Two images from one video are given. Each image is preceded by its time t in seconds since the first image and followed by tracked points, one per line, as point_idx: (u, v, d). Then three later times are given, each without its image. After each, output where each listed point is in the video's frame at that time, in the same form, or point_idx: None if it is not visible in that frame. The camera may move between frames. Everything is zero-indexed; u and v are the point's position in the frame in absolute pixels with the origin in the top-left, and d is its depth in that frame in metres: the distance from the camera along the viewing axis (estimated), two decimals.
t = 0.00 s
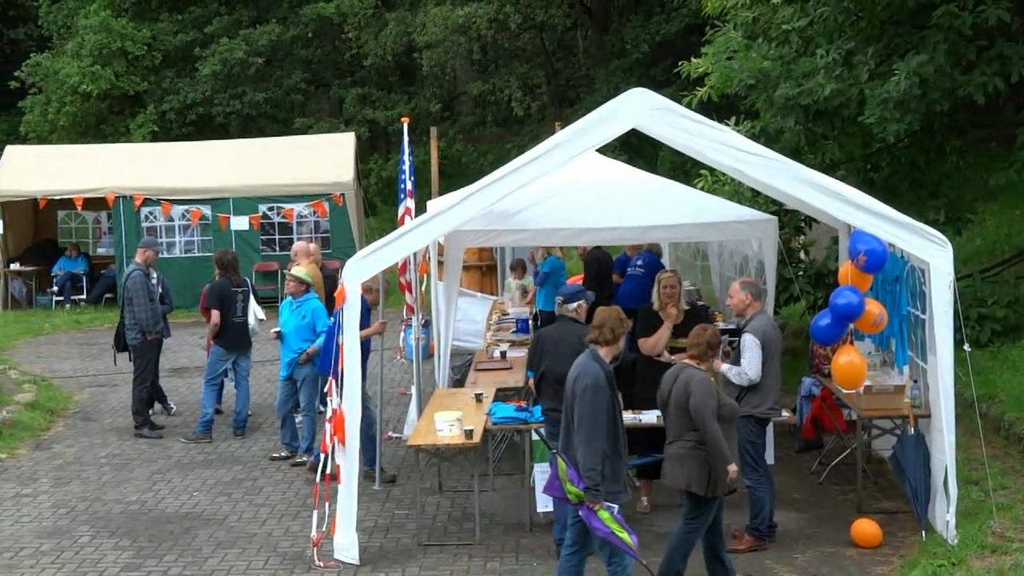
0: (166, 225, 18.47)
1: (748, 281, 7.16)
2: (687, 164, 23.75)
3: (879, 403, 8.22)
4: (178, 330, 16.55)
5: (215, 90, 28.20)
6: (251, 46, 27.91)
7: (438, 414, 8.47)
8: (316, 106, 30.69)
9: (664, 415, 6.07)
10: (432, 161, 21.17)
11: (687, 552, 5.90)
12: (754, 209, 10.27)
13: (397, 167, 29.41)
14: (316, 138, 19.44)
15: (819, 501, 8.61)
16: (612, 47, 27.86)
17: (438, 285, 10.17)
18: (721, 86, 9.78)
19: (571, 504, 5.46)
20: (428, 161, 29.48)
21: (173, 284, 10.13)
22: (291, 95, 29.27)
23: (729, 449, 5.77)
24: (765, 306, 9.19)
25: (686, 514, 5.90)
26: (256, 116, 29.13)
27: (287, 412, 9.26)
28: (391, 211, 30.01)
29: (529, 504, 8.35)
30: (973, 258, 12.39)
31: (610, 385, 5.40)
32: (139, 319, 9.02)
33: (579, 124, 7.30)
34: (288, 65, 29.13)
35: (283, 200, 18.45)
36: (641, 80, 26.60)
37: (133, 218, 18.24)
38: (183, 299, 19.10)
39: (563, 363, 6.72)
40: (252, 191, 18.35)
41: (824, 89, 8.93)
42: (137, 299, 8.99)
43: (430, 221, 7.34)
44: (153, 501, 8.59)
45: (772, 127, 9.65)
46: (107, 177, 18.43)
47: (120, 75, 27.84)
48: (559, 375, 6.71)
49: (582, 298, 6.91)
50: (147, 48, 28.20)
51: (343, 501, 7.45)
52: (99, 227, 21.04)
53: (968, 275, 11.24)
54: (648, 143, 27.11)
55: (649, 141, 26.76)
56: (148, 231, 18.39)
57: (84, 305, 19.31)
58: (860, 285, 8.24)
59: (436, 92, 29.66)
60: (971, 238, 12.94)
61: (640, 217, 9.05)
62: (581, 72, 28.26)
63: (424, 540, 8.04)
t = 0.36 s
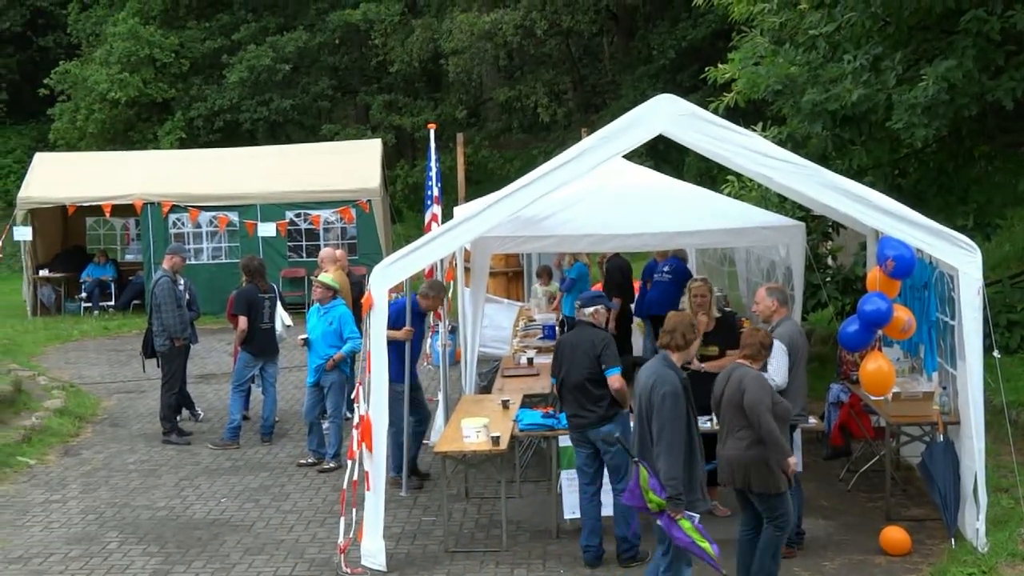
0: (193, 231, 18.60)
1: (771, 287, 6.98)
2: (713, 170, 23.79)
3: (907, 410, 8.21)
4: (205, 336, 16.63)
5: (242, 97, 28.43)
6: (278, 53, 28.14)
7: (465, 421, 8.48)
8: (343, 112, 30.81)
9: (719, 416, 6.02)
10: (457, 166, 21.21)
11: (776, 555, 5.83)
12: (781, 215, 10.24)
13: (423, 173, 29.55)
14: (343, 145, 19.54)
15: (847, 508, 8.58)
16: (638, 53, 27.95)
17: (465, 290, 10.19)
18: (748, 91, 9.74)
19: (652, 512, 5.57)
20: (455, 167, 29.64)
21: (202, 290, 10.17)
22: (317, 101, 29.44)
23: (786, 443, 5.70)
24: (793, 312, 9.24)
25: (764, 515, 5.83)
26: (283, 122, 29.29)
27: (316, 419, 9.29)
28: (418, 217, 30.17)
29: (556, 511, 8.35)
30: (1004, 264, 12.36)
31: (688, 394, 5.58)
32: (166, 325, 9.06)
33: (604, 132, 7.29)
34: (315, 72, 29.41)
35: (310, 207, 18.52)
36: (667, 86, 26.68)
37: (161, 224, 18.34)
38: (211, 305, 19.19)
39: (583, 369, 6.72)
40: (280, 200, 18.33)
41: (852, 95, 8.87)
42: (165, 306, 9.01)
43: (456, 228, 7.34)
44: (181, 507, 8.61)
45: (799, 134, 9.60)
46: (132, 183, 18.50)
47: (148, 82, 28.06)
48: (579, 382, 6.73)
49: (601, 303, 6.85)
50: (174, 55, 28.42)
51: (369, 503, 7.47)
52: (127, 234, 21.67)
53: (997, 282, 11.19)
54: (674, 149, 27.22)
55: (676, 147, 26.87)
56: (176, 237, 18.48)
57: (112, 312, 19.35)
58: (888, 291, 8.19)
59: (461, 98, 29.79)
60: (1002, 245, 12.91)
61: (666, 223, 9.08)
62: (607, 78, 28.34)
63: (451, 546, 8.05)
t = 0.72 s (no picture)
0: (222, 238, 18.73)
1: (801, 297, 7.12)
2: (741, 177, 23.79)
3: (938, 418, 8.14)
4: (232, 343, 16.70)
5: (270, 105, 28.54)
6: (306, 61, 28.23)
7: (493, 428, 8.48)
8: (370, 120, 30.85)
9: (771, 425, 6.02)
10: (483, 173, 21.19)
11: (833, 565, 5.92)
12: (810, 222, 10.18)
13: (450, 181, 29.64)
14: (370, 153, 19.55)
15: (876, 517, 8.52)
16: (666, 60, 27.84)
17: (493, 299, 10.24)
18: (776, 98, 9.68)
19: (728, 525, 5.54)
20: (482, 174, 29.74)
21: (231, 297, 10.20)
22: (345, 109, 29.49)
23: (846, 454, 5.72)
24: (823, 321, 9.24)
25: (813, 531, 5.91)
26: (310, 129, 29.40)
27: (344, 427, 9.31)
28: (445, 225, 30.26)
29: (583, 519, 8.33)
30: None
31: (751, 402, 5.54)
32: (195, 332, 9.08)
33: (633, 139, 7.25)
34: (343, 80, 29.50)
35: (338, 213, 18.53)
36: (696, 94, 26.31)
37: (189, 232, 18.51)
38: (240, 312, 19.27)
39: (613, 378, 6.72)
40: (307, 206, 18.46)
41: (881, 102, 8.77)
42: (194, 312, 9.03)
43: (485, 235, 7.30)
44: (209, 514, 8.63)
45: (828, 141, 9.55)
46: (159, 192, 18.60)
47: (177, 90, 28.32)
48: (610, 390, 6.74)
49: (632, 308, 6.82)
50: (203, 62, 28.68)
51: (395, 511, 7.39)
52: (156, 241, 21.70)
53: None
54: (702, 156, 27.16)
55: (704, 154, 26.80)
56: (204, 244, 18.66)
57: (140, 319, 19.41)
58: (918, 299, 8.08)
59: (489, 106, 29.83)
60: None
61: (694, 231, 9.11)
62: (636, 85, 28.25)
63: (480, 554, 8.03)
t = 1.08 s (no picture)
0: (253, 247, 18.77)
1: (828, 305, 6.90)
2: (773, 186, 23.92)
3: (971, 429, 8.10)
4: (263, 351, 16.84)
5: (302, 114, 29.05)
6: (338, 71, 28.58)
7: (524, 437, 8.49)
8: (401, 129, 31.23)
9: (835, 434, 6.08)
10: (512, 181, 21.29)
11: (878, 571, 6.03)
12: (843, 231, 10.14)
13: (481, 190, 30.08)
14: (404, 161, 19.64)
15: (909, 528, 8.49)
16: (697, 69, 27.96)
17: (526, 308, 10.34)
18: (808, 108, 9.62)
19: (786, 524, 5.60)
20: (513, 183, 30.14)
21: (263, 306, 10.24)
22: (377, 117, 29.82)
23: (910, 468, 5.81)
24: (853, 330, 9.28)
25: (859, 541, 6.04)
26: (342, 139, 29.87)
27: (376, 437, 9.34)
28: (476, 232, 30.69)
29: (614, 529, 8.32)
30: None
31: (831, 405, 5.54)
32: (226, 339, 9.13)
33: (665, 148, 7.21)
34: (375, 90, 29.74)
35: (370, 223, 18.61)
36: (726, 102, 26.91)
37: (221, 239, 18.54)
38: (272, 319, 19.40)
39: (662, 389, 6.76)
40: (337, 215, 18.52)
41: (914, 112, 8.64)
42: (225, 321, 9.05)
43: (518, 243, 7.29)
44: (240, 522, 8.66)
45: (861, 150, 9.50)
46: (191, 200, 18.74)
47: (210, 99, 29.01)
48: (658, 401, 6.78)
49: (681, 319, 6.84)
50: (235, 71, 29.29)
51: (426, 521, 7.30)
52: (189, 250, 21.78)
53: None
54: (733, 165, 27.41)
55: (735, 163, 27.06)
56: (236, 252, 18.69)
57: (172, 326, 19.56)
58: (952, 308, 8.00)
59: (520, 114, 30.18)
60: None
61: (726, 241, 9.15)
62: (666, 94, 28.45)
63: (510, 563, 8.05)
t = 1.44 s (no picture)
0: (286, 253, 19.07)
1: (861, 311, 6.96)
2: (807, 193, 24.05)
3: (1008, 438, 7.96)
4: (295, 358, 16.93)
5: (335, 121, 29.55)
6: (371, 78, 29.13)
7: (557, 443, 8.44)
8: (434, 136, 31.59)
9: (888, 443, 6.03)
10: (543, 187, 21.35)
11: None
12: (876, 238, 10.09)
13: (513, 197, 30.39)
14: (436, 168, 19.71)
15: (945, 536, 8.43)
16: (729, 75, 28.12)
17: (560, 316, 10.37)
18: (841, 114, 9.57)
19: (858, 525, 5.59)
20: (545, 189, 30.41)
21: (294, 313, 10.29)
22: (409, 125, 30.36)
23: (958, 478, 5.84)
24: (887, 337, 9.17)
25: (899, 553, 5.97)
26: (374, 145, 30.29)
27: (409, 443, 9.38)
28: (508, 238, 30.97)
29: (647, 536, 8.28)
30: None
31: (903, 409, 5.48)
32: (259, 346, 9.16)
33: (695, 155, 7.09)
34: (407, 96, 30.34)
35: (402, 229, 18.64)
36: (759, 108, 27.06)
37: (254, 246, 18.87)
38: (304, 327, 19.47)
39: (712, 397, 6.81)
40: (373, 222, 18.58)
41: (948, 118, 8.57)
42: (259, 326, 9.10)
43: (551, 250, 7.21)
44: (273, 528, 8.68)
45: (894, 156, 9.49)
46: (222, 207, 18.92)
47: (243, 106, 29.31)
48: (709, 409, 6.82)
49: (741, 327, 6.87)
50: (269, 79, 29.72)
51: (457, 528, 7.21)
52: (222, 256, 22.32)
53: None
54: (766, 171, 27.55)
55: (767, 170, 27.21)
56: (270, 259, 19.01)
57: (206, 333, 19.66)
58: (987, 315, 7.85)
59: (552, 121, 30.43)
60: None
61: (761, 246, 9.18)
62: (699, 101, 28.59)
63: (543, 569, 8.05)
